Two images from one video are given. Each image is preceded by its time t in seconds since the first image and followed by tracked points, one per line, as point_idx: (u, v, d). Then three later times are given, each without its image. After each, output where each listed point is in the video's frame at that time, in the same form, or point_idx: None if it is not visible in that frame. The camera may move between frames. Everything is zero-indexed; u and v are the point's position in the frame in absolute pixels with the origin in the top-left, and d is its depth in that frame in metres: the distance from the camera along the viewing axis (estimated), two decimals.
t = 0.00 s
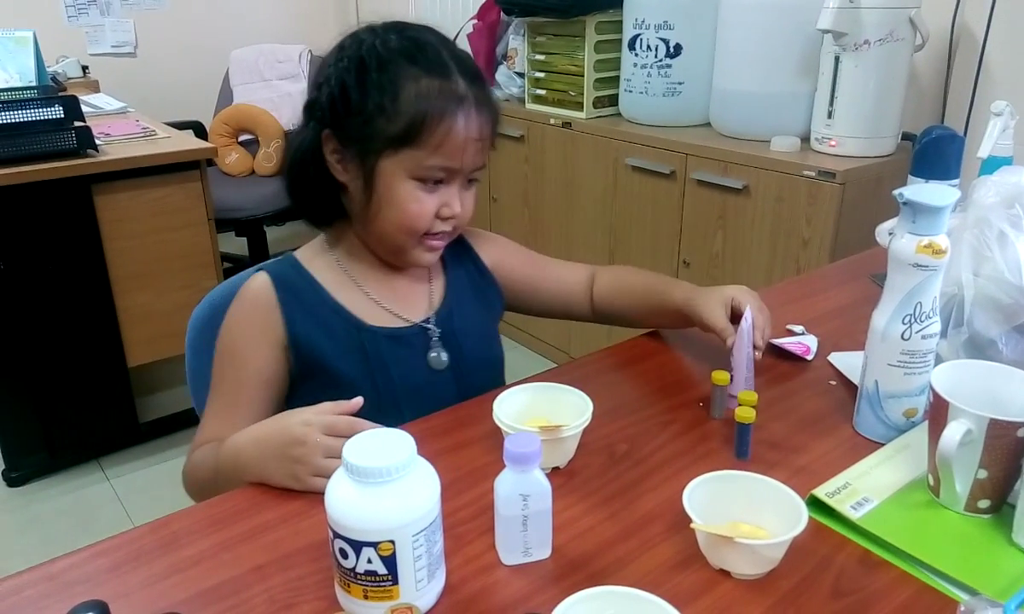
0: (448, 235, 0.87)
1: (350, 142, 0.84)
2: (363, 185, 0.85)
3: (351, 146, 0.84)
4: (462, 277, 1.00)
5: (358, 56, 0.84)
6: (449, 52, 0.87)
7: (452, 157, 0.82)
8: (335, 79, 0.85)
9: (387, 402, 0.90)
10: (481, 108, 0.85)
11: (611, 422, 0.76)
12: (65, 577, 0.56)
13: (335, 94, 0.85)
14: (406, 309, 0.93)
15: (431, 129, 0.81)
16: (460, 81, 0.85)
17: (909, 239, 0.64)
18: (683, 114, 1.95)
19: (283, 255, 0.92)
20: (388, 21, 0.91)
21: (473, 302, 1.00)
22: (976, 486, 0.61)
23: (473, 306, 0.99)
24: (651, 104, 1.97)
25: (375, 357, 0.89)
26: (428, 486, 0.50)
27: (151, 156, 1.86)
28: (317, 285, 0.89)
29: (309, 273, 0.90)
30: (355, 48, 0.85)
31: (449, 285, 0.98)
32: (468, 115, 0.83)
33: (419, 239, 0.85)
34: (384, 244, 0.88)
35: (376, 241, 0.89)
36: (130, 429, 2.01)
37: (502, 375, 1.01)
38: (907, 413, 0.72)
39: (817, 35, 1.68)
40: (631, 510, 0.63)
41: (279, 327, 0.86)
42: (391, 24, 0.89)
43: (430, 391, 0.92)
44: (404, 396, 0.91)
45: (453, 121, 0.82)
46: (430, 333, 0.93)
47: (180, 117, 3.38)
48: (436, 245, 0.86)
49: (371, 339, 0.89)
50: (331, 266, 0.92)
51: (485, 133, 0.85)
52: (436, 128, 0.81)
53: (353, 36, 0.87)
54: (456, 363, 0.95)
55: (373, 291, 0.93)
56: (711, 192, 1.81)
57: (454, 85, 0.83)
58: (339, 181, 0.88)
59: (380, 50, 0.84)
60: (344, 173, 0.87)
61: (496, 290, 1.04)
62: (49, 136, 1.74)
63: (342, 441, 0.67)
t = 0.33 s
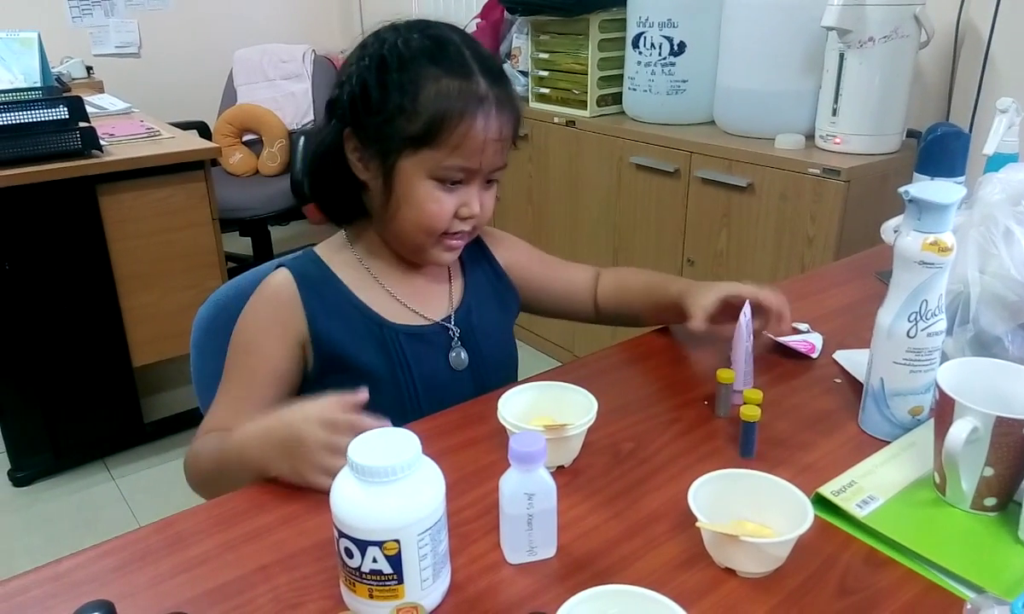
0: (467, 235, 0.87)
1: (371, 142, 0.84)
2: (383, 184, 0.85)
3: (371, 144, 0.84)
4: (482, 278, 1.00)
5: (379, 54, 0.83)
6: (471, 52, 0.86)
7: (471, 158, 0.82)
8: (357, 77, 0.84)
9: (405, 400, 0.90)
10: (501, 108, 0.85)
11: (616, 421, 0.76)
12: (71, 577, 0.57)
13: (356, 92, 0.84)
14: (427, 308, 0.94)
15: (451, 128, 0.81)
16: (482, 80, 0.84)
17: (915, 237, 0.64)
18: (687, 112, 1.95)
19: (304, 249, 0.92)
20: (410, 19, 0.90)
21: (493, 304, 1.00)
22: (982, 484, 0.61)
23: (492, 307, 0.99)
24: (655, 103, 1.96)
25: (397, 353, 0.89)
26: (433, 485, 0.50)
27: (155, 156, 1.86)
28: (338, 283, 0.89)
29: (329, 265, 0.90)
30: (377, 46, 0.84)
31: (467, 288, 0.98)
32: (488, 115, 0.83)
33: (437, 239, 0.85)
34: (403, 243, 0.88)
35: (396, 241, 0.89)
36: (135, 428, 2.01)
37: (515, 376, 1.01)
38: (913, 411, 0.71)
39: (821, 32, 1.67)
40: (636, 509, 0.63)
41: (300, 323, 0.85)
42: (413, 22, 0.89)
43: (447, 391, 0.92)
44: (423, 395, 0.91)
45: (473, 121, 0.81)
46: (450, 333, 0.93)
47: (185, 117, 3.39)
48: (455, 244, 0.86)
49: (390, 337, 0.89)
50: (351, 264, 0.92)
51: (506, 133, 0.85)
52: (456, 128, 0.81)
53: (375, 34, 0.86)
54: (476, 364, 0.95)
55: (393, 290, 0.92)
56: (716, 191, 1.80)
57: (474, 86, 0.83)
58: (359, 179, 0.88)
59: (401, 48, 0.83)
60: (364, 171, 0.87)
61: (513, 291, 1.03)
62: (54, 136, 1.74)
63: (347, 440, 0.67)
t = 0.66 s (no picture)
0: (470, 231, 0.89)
1: (368, 150, 0.85)
2: (384, 190, 0.86)
3: (369, 153, 0.85)
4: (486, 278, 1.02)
5: (369, 62, 0.83)
6: (459, 49, 0.87)
7: (470, 158, 0.83)
8: (348, 87, 0.84)
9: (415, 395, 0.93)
10: (495, 104, 0.86)
11: (617, 423, 0.76)
12: (72, 577, 0.57)
13: (349, 101, 0.84)
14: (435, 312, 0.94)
15: (448, 131, 0.82)
16: (473, 78, 0.85)
17: (915, 239, 0.64)
18: (687, 114, 1.95)
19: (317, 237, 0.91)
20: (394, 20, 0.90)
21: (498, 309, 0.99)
22: (982, 487, 0.61)
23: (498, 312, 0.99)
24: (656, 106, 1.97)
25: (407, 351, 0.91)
26: (434, 486, 0.50)
27: (157, 158, 1.87)
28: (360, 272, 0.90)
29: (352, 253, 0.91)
30: (365, 53, 0.84)
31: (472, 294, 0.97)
32: (483, 113, 0.84)
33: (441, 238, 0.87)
34: (408, 244, 0.90)
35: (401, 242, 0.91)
36: (135, 430, 2.01)
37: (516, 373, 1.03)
38: (913, 414, 0.72)
39: (821, 35, 1.67)
40: (636, 512, 0.63)
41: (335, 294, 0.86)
42: (399, 22, 0.88)
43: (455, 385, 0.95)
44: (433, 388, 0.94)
45: (470, 121, 0.83)
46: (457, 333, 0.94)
47: (185, 119, 3.40)
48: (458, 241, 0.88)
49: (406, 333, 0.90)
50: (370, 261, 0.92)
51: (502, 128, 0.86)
52: (453, 130, 0.82)
53: (363, 40, 0.86)
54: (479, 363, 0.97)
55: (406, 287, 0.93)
56: (716, 194, 1.81)
57: (466, 85, 0.84)
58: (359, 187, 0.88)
59: (390, 53, 0.83)
60: (364, 178, 0.87)
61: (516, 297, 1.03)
62: (55, 138, 1.74)
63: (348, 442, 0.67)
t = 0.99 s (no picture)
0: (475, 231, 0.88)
1: (374, 150, 0.84)
2: (390, 190, 0.86)
3: (374, 153, 0.84)
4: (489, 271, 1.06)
5: (375, 63, 0.83)
6: (464, 49, 0.86)
7: (475, 158, 0.82)
8: (356, 88, 0.84)
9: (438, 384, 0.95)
10: (501, 104, 0.85)
11: (609, 424, 0.76)
12: (61, 579, 0.56)
13: (355, 103, 0.84)
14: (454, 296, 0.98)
15: (455, 131, 0.81)
16: (479, 78, 0.84)
17: (905, 241, 0.64)
18: (680, 116, 1.96)
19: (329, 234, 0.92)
20: (398, 20, 0.89)
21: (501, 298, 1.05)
22: (971, 487, 0.61)
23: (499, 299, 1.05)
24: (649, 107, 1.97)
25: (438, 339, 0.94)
26: (426, 487, 0.50)
27: (148, 158, 1.86)
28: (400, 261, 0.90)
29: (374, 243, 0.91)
30: (372, 53, 0.84)
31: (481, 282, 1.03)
32: (488, 114, 0.83)
33: (447, 239, 0.86)
34: (414, 243, 0.89)
35: (408, 242, 0.90)
36: (125, 430, 2.00)
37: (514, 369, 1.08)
38: (903, 415, 0.72)
39: (813, 38, 1.68)
40: (627, 512, 0.63)
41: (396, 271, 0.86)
42: (403, 23, 0.88)
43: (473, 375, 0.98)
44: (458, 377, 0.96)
45: (476, 121, 0.82)
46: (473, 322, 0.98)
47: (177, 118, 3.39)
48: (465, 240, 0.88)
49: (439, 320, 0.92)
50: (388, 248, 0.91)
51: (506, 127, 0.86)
52: (459, 130, 0.81)
53: (370, 40, 0.86)
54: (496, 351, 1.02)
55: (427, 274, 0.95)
56: (708, 195, 1.81)
57: (471, 85, 0.83)
58: (365, 187, 0.88)
59: (396, 54, 0.82)
60: (370, 178, 0.87)
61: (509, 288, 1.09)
62: (46, 136, 1.73)
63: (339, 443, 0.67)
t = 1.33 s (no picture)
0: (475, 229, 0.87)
1: (371, 150, 0.84)
2: (388, 189, 0.86)
3: (371, 153, 0.84)
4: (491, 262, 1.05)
5: (370, 62, 0.83)
6: (459, 46, 0.86)
7: (472, 154, 0.82)
8: (351, 88, 0.84)
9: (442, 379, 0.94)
10: (497, 100, 0.85)
11: (608, 422, 0.76)
12: (59, 578, 0.56)
13: (351, 103, 0.84)
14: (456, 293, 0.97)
15: (450, 129, 0.81)
16: (474, 74, 0.84)
17: (904, 239, 0.64)
18: (679, 113, 1.96)
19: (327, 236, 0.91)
20: (393, 19, 0.89)
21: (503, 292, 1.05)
22: (970, 485, 0.61)
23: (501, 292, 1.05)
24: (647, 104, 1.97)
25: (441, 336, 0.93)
26: (424, 485, 0.50)
27: (146, 156, 1.86)
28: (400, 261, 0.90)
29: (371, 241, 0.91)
30: (366, 53, 0.84)
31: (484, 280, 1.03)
32: (484, 111, 0.83)
33: (448, 237, 0.85)
34: (416, 242, 0.88)
35: (409, 241, 0.89)
36: (124, 428, 2.00)
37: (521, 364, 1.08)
38: (902, 412, 0.72)
39: (812, 35, 1.68)
40: (626, 511, 0.63)
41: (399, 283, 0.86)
42: (398, 21, 0.88)
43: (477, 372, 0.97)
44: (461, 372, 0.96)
45: (471, 118, 0.81)
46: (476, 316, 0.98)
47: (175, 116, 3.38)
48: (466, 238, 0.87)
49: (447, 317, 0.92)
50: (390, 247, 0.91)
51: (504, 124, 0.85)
52: (455, 127, 0.81)
53: (364, 40, 0.86)
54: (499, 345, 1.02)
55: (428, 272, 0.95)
56: (707, 192, 1.81)
57: (467, 82, 0.83)
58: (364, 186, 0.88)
59: (390, 53, 0.82)
60: (368, 178, 0.87)
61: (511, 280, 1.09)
62: (44, 135, 1.73)
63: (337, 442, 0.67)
